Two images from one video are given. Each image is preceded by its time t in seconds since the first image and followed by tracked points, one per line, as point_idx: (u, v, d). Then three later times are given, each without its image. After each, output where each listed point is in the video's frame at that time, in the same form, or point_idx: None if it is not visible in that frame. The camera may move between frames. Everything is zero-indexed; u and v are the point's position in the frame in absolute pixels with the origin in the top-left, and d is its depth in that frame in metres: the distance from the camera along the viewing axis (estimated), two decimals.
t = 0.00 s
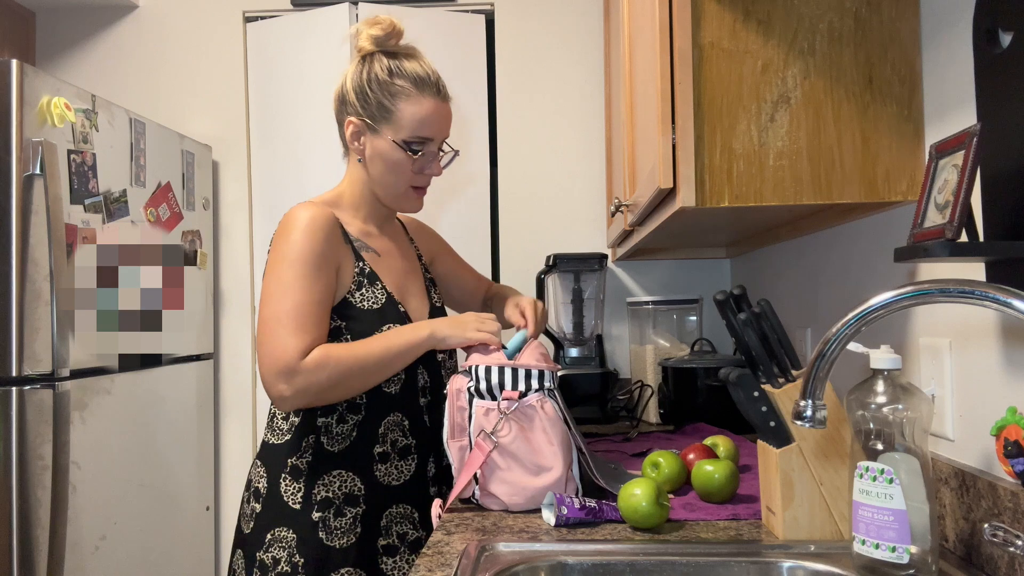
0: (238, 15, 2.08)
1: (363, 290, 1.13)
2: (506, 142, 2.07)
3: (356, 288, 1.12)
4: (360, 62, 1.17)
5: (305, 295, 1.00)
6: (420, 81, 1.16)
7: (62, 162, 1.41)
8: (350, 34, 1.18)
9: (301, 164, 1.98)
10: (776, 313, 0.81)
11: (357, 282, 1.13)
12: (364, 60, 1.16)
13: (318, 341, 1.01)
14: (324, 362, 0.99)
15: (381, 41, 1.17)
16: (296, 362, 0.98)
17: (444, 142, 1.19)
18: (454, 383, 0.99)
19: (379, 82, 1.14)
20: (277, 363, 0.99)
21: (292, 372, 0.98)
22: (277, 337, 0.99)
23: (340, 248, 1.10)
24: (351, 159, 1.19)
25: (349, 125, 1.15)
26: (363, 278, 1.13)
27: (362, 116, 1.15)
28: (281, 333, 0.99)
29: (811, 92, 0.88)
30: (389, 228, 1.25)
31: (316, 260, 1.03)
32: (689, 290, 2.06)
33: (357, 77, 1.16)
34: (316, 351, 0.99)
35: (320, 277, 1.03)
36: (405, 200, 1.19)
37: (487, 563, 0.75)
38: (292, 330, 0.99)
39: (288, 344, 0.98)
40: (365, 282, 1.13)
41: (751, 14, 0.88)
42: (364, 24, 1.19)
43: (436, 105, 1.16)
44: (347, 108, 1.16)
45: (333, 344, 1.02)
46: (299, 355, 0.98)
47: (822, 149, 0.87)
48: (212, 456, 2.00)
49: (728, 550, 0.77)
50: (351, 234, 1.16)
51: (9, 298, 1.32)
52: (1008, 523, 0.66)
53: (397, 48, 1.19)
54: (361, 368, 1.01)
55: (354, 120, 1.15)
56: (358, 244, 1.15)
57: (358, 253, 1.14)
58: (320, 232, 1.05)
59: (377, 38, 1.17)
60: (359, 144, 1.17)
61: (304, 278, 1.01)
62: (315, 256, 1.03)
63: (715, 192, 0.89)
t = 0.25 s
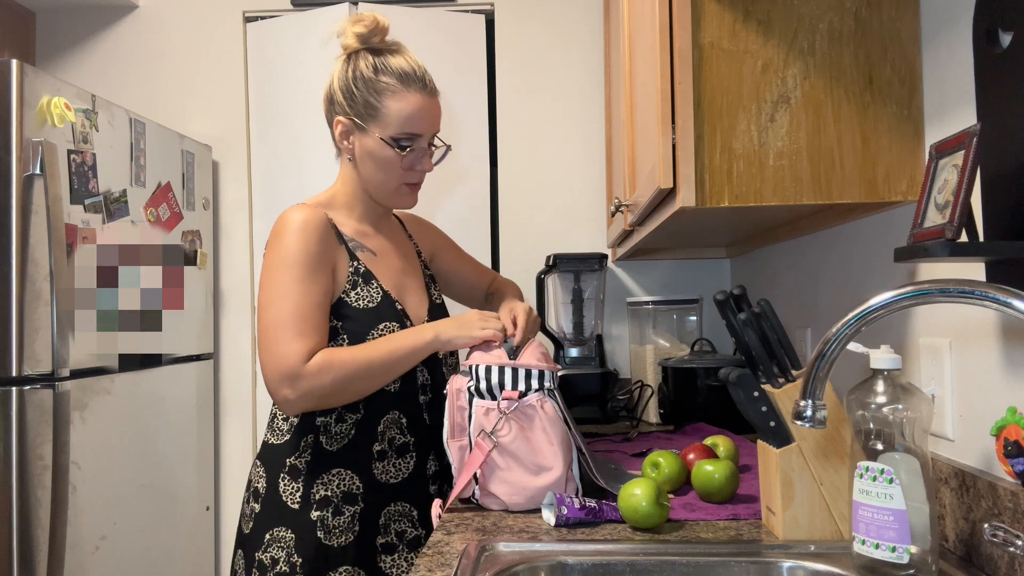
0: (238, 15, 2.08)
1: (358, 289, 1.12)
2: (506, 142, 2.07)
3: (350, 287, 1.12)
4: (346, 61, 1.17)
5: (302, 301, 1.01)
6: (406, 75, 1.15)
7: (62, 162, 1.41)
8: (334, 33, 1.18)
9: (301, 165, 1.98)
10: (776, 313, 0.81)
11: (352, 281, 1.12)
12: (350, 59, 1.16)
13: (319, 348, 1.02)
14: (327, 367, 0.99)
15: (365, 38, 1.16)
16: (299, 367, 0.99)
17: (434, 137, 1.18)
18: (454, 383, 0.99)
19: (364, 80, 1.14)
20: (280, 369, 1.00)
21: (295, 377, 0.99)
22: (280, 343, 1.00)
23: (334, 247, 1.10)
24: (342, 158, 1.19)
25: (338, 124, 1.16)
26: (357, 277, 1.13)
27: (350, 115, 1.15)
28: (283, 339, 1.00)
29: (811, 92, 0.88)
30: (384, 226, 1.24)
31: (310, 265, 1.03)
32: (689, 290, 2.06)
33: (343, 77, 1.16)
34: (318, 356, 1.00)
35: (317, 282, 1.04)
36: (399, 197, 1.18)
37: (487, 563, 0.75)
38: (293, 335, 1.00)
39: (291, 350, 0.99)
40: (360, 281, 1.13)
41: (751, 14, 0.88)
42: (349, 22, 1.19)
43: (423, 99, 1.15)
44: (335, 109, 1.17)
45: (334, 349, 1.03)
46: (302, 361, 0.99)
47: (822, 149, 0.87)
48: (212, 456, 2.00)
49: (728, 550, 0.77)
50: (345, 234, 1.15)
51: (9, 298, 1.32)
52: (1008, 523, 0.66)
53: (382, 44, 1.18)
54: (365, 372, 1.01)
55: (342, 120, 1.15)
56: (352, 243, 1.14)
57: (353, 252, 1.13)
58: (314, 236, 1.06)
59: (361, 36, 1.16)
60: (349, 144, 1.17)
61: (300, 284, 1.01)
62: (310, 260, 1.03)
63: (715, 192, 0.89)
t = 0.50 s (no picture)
0: (238, 15, 2.08)
1: (353, 289, 1.12)
2: (506, 142, 2.07)
3: (346, 288, 1.11)
4: (333, 62, 1.17)
5: (299, 305, 1.01)
6: (392, 73, 1.14)
7: (62, 162, 1.41)
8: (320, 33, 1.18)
9: (301, 165, 1.98)
10: (776, 313, 0.81)
11: (346, 281, 1.12)
12: (337, 59, 1.17)
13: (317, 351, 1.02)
14: (324, 371, 0.99)
15: (351, 38, 1.17)
16: (296, 372, 0.99)
17: (424, 133, 1.18)
18: (451, 383, 0.98)
19: (351, 80, 1.14)
20: (278, 374, 1.00)
21: (293, 382, 0.99)
22: (278, 348, 1.00)
23: (329, 248, 1.10)
24: (335, 159, 1.20)
25: (328, 125, 1.16)
26: (352, 277, 1.12)
27: (340, 115, 1.16)
28: (281, 344, 1.00)
29: (811, 92, 0.88)
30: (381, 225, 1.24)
31: (305, 267, 1.03)
32: (689, 290, 2.06)
33: (332, 77, 1.17)
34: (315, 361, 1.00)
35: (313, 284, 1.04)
36: (393, 195, 1.18)
37: (487, 563, 0.75)
38: (290, 339, 1.00)
39: (289, 355, 1.00)
40: (355, 281, 1.12)
41: (751, 14, 0.88)
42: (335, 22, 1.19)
43: (411, 96, 1.15)
44: (324, 109, 1.17)
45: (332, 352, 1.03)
46: (300, 364, 1.00)
47: (822, 149, 0.87)
48: (212, 456, 2.00)
49: (727, 550, 0.77)
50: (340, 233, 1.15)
51: (9, 299, 1.32)
52: (1008, 523, 0.66)
53: (368, 43, 1.18)
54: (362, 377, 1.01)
55: (332, 121, 1.15)
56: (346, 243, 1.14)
57: (348, 252, 1.13)
58: (308, 237, 1.06)
59: (346, 35, 1.16)
60: (340, 144, 1.17)
61: (296, 287, 1.02)
62: (305, 263, 1.04)
63: (715, 192, 0.89)
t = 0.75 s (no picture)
0: (238, 15, 2.08)
1: (347, 288, 1.11)
2: (506, 142, 2.07)
3: (340, 287, 1.11)
4: (323, 63, 1.18)
5: (287, 308, 1.02)
6: (381, 72, 1.14)
7: (62, 162, 1.41)
8: (310, 34, 1.18)
9: (300, 165, 1.98)
10: (776, 313, 0.81)
11: (340, 281, 1.12)
12: (326, 60, 1.17)
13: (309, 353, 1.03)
14: (313, 375, 0.99)
15: (339, 38, 1.17)
16: (285, 374, 0.99)
17: (416, 132, 1.17)
18: (453, 383, 0.99)
19: (340, 80, 1.14)
20: (268, 376, 1.01)
21: (282, 384, 1.00)
22: (269, 349, 1.01)
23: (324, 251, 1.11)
24: (329, 160, 1.20)
25: (319, 127, 1.16)
26: (346, 277, 1.12)
27: (330, 116, 1.16)
28: (272, 345, 1.01)
29: (811, 92, 0.88)
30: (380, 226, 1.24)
31: (293, 270, 1.04)
32: (689, 290, 2.06)
33: (321, 78, 1.17)
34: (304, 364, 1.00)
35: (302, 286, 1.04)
36: (388, 194, 1.18)
37: (487, 563, 0.75)
38: (282, 341, 1.01)
39: (280, 357, 1.00)
40: (349, 280, 1.12)
41: (751, 14, 0.88)
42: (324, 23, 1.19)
43: (401, 95, 1.14)
44: (316, 111, 1.17)
45: (324, 355, 1.03)
46: (290, 366, 1.00)
47: (822, 149, 0.87)
48: (212, 456, 2.00)
49: (728, 550, 0.77)
50: (336, 234, 1.15)
51: (10, 299, 1.32)
52: (1008, 523, 0.66)
53: (357, 43, 1.18)
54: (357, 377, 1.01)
55: (323, 121, 1.16)
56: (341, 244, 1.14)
57: (342, 253, 1.13)
58: (295, 240, 1.06)
59: (335, 35, 1.17)
60: (333, 145, 1.17)
61: (283, 291, 1.02)
62: (292, 266, 1.04)
63: (715, 192, 0.89)
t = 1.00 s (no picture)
0: (238, 15, 2.08)
1: (337, 290, 1.12)
2: (506, 142, 2.07)
3: (330, 289, 1.12)
4: (310, 68, 1.19)
5: (271, 311, 1.04)
6: (361, 72, 1.13)
7: (62, 162, 1.41)
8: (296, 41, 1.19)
9: (300, 165, 1.98)
10: (776, 313, 0.81)
11: (331, 282, 1.12)
12: (313, 65, 1.18)
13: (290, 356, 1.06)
14: (285, 380, 1.02)
15: (324, 42, 1.17)
16: (261, 377, 1.03)
17: (401, 130, 1.15)
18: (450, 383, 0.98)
19: (325, 84, 1.15)
20: (244, 376, 1.04)
21: (257, 387, 1.03)
22: (249, 349, 1.04)
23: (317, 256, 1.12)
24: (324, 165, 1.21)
25: (310, 132, 1.17)
26: (337, 279, 1.12)
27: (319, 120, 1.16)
28: (252, 347, 1.04)
29: (811, 92, 0.88)
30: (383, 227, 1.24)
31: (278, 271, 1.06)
32: (689, 290, 2.06)
33: (310, 84, 1.18)
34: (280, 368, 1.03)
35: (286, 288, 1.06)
36: (380, 194, 1.17)
37: (487, 563, 0.75)
38: (261, 343, 1.03)
39: (258, 359, 1.03)
40: (340, 282, 1.12)
41: (751, 14, 0.88)
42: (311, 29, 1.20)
43: (381, 94, 1.13)
44: (306, 117, 1.19)
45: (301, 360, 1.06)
46: (266, 368, 1.03)
47: (822, 149, 0.87)
48: (212, 456, 2.00)
49: (728, 550, 0.77)
50: (333, 237, 1.16)
51: (10, 299, 1.32)
52: (1008, 523, 0.66)
53: (343, 46, 1.18)
54: (343, 378, 1.02)
55: (313, 126, 1.17)
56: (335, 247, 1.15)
57: (337, 254, 1.14)
58: (282, 242, 1.08)
59: (320, 40, 1.17)
60: (325, 149, 1.18)
61: (267, 293, 1.05)
62: (278, 268, 1.06)
63: (715, 192, 0.89)
